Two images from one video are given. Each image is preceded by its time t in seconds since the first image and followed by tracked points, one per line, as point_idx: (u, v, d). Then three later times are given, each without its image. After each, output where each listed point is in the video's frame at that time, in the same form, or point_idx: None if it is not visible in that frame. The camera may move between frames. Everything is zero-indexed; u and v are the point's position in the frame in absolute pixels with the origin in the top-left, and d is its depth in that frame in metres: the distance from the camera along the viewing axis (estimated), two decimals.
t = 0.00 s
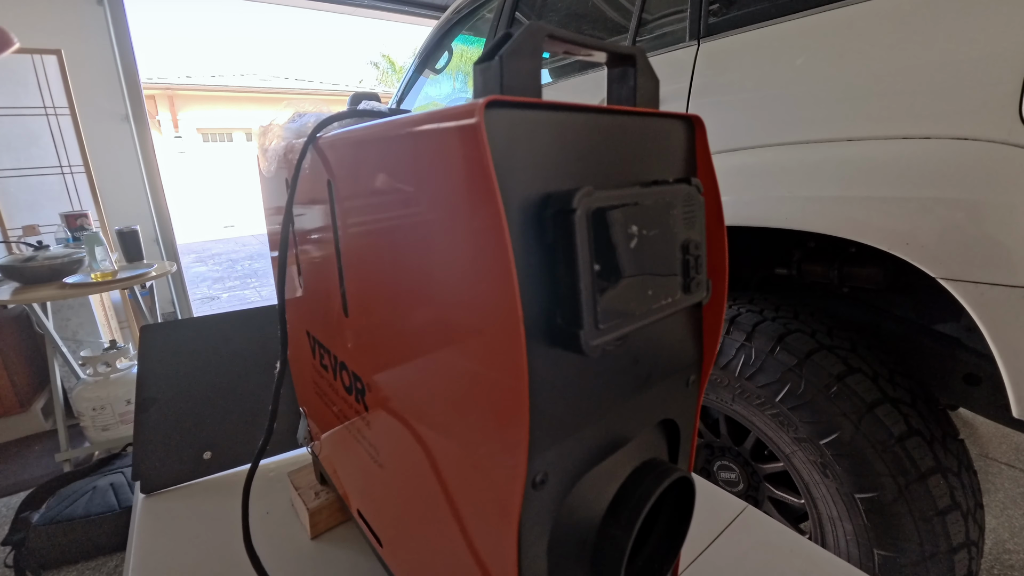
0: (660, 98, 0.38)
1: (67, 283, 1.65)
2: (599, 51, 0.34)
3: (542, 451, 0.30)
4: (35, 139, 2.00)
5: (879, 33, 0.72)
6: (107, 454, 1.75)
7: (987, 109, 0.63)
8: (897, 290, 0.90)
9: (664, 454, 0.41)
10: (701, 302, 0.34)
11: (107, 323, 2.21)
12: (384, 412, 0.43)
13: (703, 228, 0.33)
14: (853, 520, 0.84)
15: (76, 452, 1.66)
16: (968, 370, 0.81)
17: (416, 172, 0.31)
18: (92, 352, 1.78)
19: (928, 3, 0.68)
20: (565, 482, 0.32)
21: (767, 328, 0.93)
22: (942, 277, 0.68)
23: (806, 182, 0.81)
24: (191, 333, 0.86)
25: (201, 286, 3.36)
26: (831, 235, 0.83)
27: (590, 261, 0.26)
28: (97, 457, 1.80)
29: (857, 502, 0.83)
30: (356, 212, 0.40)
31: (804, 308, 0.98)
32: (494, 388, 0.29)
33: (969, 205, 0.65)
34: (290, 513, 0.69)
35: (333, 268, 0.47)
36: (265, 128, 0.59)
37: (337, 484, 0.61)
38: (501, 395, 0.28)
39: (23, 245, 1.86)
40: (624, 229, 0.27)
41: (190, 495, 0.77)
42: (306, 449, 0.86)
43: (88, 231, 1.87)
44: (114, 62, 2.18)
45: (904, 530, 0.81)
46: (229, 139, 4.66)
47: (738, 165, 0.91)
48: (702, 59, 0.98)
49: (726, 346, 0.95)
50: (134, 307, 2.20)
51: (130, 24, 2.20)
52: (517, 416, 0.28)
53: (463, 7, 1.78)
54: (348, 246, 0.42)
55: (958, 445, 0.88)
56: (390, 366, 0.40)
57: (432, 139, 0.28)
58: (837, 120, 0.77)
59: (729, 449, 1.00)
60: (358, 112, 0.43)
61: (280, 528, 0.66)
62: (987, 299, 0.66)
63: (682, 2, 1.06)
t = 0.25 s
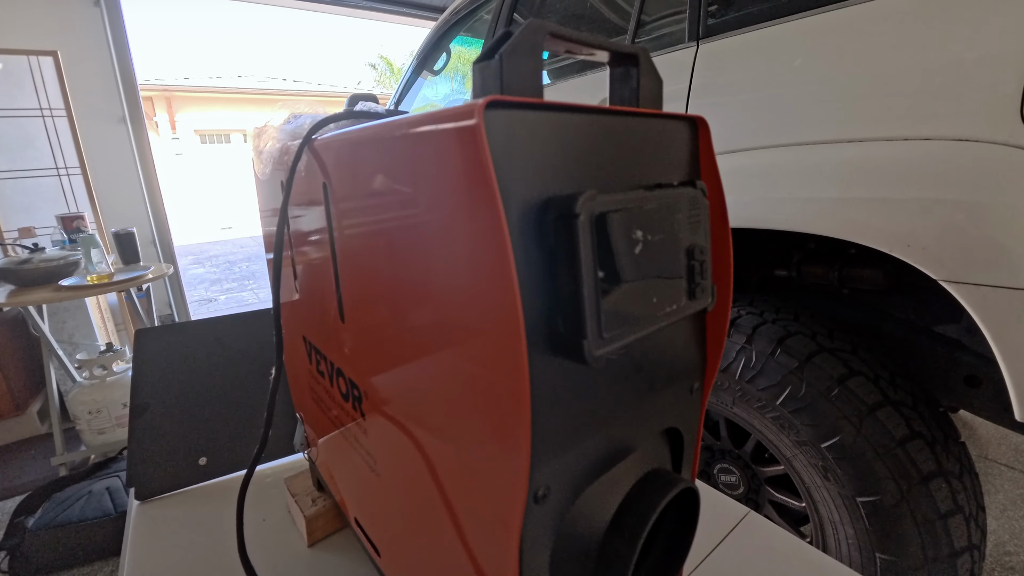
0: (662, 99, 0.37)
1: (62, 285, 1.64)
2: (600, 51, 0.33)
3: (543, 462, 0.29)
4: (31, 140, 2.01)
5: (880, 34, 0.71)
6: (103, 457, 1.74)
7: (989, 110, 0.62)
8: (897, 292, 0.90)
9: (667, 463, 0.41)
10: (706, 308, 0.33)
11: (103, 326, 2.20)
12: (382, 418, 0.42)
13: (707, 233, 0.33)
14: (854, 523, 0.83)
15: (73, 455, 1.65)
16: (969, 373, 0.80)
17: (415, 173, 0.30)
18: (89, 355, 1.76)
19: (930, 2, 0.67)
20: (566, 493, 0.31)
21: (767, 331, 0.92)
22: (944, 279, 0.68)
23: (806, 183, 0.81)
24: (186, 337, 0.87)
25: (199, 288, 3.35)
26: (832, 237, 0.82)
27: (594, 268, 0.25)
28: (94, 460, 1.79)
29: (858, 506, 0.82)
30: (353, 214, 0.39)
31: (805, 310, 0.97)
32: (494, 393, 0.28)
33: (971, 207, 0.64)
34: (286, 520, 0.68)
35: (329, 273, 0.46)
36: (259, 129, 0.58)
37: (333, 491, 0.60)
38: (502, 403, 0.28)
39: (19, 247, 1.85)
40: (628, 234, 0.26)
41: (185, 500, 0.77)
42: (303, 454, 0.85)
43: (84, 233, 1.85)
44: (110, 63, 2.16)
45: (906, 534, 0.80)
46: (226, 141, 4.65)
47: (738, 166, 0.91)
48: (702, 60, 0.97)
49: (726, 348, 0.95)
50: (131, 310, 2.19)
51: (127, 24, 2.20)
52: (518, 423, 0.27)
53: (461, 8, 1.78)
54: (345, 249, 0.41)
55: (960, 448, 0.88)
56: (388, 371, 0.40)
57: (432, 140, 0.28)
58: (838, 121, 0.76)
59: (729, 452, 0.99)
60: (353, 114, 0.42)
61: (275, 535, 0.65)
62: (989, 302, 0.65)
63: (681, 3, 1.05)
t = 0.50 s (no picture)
0: (658, 106, 0.37)
1: (58, 288, 1.63)
2: (595, 59, 0.33)
3: (537, 475, 0.29)
4: (27, 143, 1.98)
5: (877, 37, 0.71)
6: (99, 461, 1.73)
7: (986, 114, 0.63)
8: (895, 295, 0.90)
9: (664, 472, 0.40)
10: (703, 318, 0.33)
11: (100, 329, 2.19)
12: (378, 423, 0.42)
13: (704, 242, 0.33)
14: (852, 527, 0.83)
15: (68, 460, 1.64)
16: (967, 376, 0.80)
17: (412, 178, 0.30)
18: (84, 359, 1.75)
19: (926, 6, 0.67)
20: (561, 506, 0.31)
21: (765, 334, 0.92)
22: (941, 283, 0.68)
23: (804, 186, 0.81)
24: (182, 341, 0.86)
25: (196, 291, 3.34)
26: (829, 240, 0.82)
27: (588, 281, 0.25)
28: (90, 465, 1.78)
29: (856, 510, 0.82)
30: (350, 218, 0.39)
31: (802, 313, 0.97)
32: (489, 401, 0.28)
33: (968, 211, 0.64)
34: (281, 527, 0.67)
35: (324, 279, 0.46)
36: (253, 134, 0.57)
37: (328, 497, 0.60)
38: (498, 409, 0.27)
39: (14, 250, 1.84)
40: (623, 244, 0.26)
41: (180, 507, 0.76)
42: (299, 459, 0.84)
43: (80, 236, 1.84)
44: (107, 65, 2.16)
45: (904, 538, 0.80)
46: (224, 143, 4.64)
47: (736, 169, 0.91)
48: (699, 63, 0.97)
49: (724, 351, 0.94)
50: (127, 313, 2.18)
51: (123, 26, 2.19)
52: (514, 430, 0.27)
53: (458, 10, 1.77)
54: (342, 251, 0.41)
55: (958, 451, 0.88)
56: (386, 374, 0.39)
57: (429, 145, 0.27)
58: (836, 125, 0.76)
59: (727, 455, 0.99)
60: (349, 119, 0.42)
61: (270, 542, 0.64)
62: (986, 306, 0.65)
63: (677, 6, 1.05)
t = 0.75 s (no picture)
0: (658, 104, 0.37)
1: (55, 290, 1.62)
2: (595, 56, 0.33)
3: (537, 476, 0.28)
4: (24, 144, 1.97)
5: (875, 38, 0.71)
6: (96, 464, 1.72)
7: (984, 114, 0.63)
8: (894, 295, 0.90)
9: (665, 472, 0.40)
10: (704, 317, 0.33)
11: (97, 331, 2.18)
12: (376, 424, 0.42)
13: (705, 240, 0.32)
14: (852, 527, 0.83)
15: (65, 462, 1.64)
16: (967, 376, 0.80)
17: (410, 178, 0.29)
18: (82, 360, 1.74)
19: (924, 6, 0.67)
20: (562, 507, 0.31)
21: (764, 334, 0.92)
22: (940, 282, 0.68)
23: (802, 187, 0.81)
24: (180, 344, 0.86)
25: (194, 292, 3.33)
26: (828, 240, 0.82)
27: (589, 278, 0.24)
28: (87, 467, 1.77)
29: (856, 510, 0.82)
30: (348, 219, 0.38)
31: (802, 314, 0.97)
32: (489, 402, 0.27)
33: (967, 211, 0.64)
34: (279, 529, 0.67)
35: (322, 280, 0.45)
36: (251, 134, 0.57)
37: (327, 499, 0.60)
38: (497, 410, 0.27)
39: (12, 252, 1.83)
40: (624, 242, 0.26)
41: (177, 509, 0.75)
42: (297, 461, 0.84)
43: (77, 237, 1.83)
44: (105, 66, 2.15)
45: (904, 538, 0.80)
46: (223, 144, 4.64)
47: (735, 170, 0.91)
48: (697, 64, 0.97)
49: (724, 352, 0.94)
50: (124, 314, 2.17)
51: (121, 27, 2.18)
52: (513, 432, 0.26)
53: (457, 12, 1.77)
54: (341, 252, 0.41)
55: (957, 451, 0.88)
56: (384, 377, 0.39)
57: (429, 142, 0.27)
58: (834, 125, 0.76)
59: (727, 456, 0.99)
60: (347, 119, 0.41)
61: (267, 545, 0.64)
62: (984, 305, 0.65)
63: (676, 7, 1.05)
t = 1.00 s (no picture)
0: (659, 101, 0.37)
1: (54, 291, 1.62)
2: (598, 53, 0.33)
3: (541, 471, 0.28)
4: (23, 145, 1.97)
5: (874, 37, 0.72)
6: (95, 465, 1.72)
7: (983, 113, 0.63)
8: (893, 294, 0.90)
9: (666, 468, 0.40)
10: (706, 312, 0.33)
11: (96, 332, 2.17)
12: (377, 424, 0.42)
13: (706, 236, 0.32)
14: (853, 526, 0.83)
15: (64, 464, 1.63)
16: (966, 375, 0.81)
17: (411, 177, 0.30)
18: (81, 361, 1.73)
19: (923, 6, 0.68)
20: (566, 503, 0.31)
21: (764, 334, 0.92)
22: (939, 281, 0.68)
23: (802, 186, 0.81)
24: (181, 344, 0.86)
25: (193, 293, 3.33)
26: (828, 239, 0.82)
27: (593, 272, 0.24)
28: (85, 468, 1.76)
29: (857, 509, 0.82)
30: (348, 219, 0.38)
31: (801, 313, 0.97)
32: (491, 399, 0.28)
33: (966, 210, 0.64)
34: (280, 528, 0.67)
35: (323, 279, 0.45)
36: (253, 133, 0.57)
37: (328, 498, 0.60)
38: (500, 407, 0.27)
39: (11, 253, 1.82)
40: (627, 238, 0.26)
41: (178, 509, 0.75)
42: (297, 461, 0.84)
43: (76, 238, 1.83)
44: (103, 66, 2.15)
45: (904, 536, 0.80)
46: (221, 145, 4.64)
47: (734, 169, 0.91)
48: (697, 64, 0.97)
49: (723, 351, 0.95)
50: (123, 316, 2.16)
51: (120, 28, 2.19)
52: (516, 428, 0.27)
53: (456, 13, 1.78)
54: (340, 253, 0.41)
55: (957, 450, 0.88)
56: (383, 378, 0.39)
57: (431, 140, 0.27)
58: (833, 125, 0.76)
59: (727, 455, 0.99)
60: (348, 117, 0.41)
61: (268, 544, 0.64)
62: (984, 304, 0.65)
63: (675, 8, 1.06)
